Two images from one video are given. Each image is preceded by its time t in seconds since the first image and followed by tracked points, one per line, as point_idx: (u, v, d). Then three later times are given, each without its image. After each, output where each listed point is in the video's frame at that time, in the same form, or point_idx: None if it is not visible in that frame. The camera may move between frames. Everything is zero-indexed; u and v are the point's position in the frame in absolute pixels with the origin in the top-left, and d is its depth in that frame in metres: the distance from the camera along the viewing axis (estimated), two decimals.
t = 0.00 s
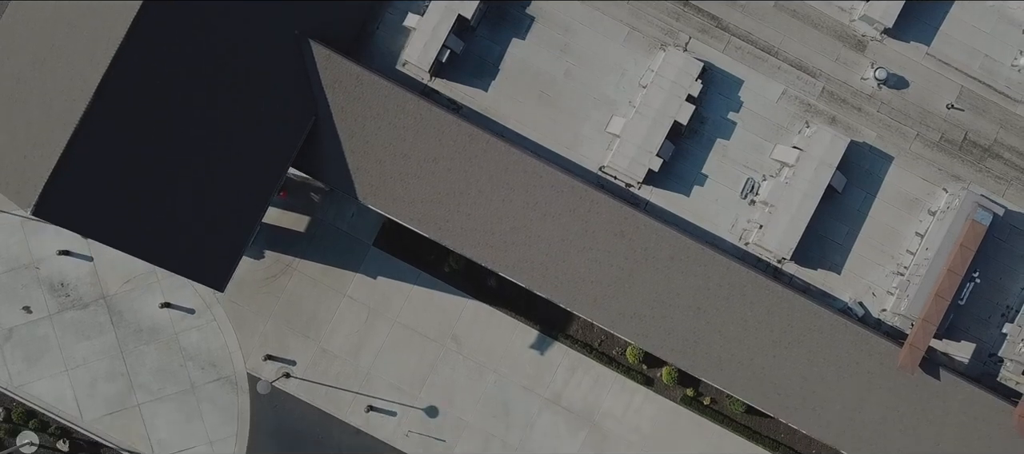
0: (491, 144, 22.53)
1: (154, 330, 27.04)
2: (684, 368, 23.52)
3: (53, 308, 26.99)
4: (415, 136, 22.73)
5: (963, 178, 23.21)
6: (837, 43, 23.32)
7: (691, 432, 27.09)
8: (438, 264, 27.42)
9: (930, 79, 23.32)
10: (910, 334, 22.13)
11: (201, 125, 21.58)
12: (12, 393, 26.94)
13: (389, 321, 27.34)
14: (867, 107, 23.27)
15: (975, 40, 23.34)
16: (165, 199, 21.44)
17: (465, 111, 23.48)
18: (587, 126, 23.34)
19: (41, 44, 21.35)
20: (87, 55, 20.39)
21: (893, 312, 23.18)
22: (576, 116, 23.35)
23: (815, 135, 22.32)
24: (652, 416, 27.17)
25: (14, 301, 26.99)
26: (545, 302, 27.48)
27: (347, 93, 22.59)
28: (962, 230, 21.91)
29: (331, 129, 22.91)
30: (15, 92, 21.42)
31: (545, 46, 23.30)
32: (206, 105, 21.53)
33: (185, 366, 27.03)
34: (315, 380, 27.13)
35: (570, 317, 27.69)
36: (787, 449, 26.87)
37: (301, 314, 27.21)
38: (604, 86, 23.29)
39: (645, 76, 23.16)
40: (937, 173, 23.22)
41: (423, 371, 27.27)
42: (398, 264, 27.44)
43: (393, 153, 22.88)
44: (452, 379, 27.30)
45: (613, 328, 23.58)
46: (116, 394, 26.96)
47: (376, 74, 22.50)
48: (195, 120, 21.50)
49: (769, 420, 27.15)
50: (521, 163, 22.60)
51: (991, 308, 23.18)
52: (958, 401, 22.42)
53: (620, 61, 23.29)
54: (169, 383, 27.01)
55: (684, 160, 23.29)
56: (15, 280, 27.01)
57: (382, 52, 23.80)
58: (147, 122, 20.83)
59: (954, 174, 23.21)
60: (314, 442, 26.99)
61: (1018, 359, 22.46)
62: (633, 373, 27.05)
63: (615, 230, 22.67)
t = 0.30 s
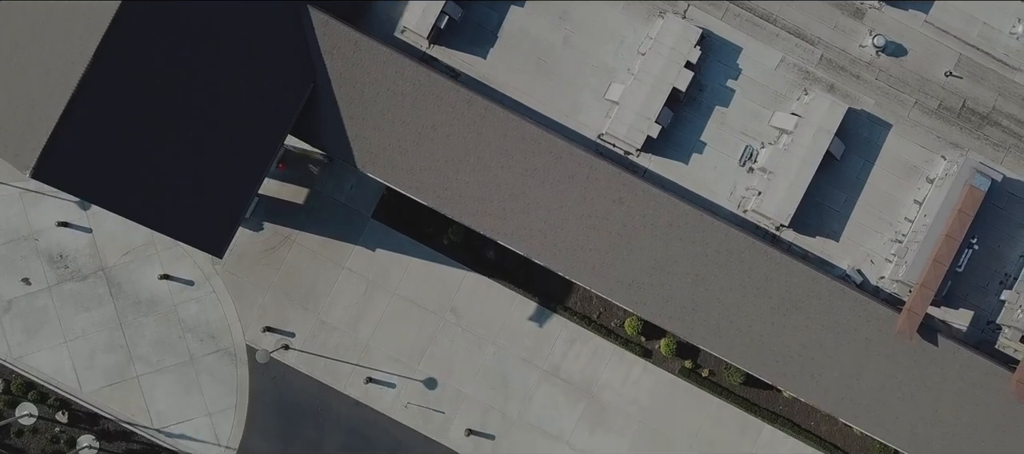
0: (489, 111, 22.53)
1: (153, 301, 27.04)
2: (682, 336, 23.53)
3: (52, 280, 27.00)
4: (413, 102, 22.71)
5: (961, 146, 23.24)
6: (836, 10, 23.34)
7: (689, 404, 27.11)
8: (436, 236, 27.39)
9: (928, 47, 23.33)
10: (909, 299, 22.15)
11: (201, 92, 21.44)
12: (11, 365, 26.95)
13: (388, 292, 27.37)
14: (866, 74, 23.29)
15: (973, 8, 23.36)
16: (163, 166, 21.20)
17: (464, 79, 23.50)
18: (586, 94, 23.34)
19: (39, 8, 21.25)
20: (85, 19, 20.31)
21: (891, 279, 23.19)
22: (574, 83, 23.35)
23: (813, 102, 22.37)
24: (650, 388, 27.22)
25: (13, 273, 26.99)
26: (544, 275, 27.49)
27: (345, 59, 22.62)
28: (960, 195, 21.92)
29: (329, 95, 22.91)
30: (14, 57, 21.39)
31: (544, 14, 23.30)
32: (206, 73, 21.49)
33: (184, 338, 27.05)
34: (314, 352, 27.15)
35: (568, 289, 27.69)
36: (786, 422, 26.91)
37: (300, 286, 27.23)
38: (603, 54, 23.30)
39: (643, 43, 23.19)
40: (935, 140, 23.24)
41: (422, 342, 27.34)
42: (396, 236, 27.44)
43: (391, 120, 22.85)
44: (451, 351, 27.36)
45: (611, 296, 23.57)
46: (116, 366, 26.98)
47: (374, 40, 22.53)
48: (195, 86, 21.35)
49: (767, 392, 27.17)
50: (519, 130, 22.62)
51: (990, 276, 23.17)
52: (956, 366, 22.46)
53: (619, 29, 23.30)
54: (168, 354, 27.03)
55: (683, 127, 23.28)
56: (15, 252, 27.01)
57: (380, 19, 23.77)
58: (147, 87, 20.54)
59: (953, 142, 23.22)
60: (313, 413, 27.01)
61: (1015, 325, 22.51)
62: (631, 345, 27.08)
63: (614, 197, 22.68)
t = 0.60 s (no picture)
0: (488, 81, 22.47)
1: (153, 276, 27.07)
2: (680, 308, 23.60)
3: (51, 255, 27.01)
4: (412, 73, 22.66)
5: (960, 118, 23.26)
6: None
7: (689, 379, 27.26)
8: (435, 212, 27.34)
9: (927, 18, 23.34)
10: (907, 269, 22.18)
11: (198, 88, 21.74)
12: (11, 340, 26.99)
13: (387, 268, 27.42)
14: (865, 46, 23.31)
15: None
16: (158, 153, 21.42)
17: (463, 51, 23.52)
18: (585, 66, 23.35)
19: None
20: None
21: (890, 251, 23.23)
22: (574, 55, 23.36)
23: (812, 73, 22.35)
24: (649, 363, 27.33)
25: (12, 248, 27.00)
26: (543, 250, 27.48)
27: (344, 30, 22.58)
28: (959, 165, 21.94)
29: (328, 66, 22.82)
30: (12, 25, 21.30)
31: None
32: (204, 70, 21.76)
33: (184, 313, 27.08)
34: (314, 328, 27.22)
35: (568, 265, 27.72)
36: (784, 397, 27.03)
37: (300, 261, 27.27)
38: (603, 26, 23.30)
39: (642, 15, 23.14)
40: (935, 112, 23.25)
41: (422, 317, 27.44)
42: (395, 211, 27.39)
43: (390, 92, 22.82)
44: (450, 327, 27.46)
45: (611, 269, 23.58)
46: (115, 341, 27.00)
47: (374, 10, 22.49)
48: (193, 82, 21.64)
49: (766, 367, 27.22)
50: (519, 101, 22.56)
51: (988, 247, 23.17)
52: (954, 337, 22.48)
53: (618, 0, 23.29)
54: (168, 329, 27.06)
55: (682, 99, 23.30)
56: (15, 227, 27.02)
57: None
58: (145, 79, 20.96)
59: (951, 114, 23.25)
60: (313, 388, 27.07)
61: (1014, 295, 22.62)
62: (630, 320, 27.16)
63: (613, 168, 22.66)
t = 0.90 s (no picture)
0: (487, 52, 22.49)
1: (152, 252, 27.07)
2: (679, 280, 23.63)
3: (51, 231, 27.05)
4: (411, 45, 22.63)
5: (958, 90, 23.27)
6: None
7: (687, 354, 27.28)
8: (434, 188, 27.34)
9: None
10: (906, 240, 22.19)
11: (198, 86, 21.69)
12: (10, 315, 27.02)
13: (387, 244, 27.42)
14: (864, 18, 23.31)
15: None
16: (148, 142, 21.43)
17: (462, 23, 23.55)
18: (584, 38, 23.33)
19: None
20: None
21: (888, 222, 23.27)
22: (573, 27, 23.35)
23: (811, 43, 22.32)
24: (648, 339, 27.36)
25: (12, 224, 27.04)
26: (542, 226, 27.45)
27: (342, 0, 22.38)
28: (958, 135, 21.96)
29: (326, 36, 22.60)
30: None
31: None
32: (204, 69, 21.71)
33: (183, 288, 27.09)
34: (313, 303, 27.26)
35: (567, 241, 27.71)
36: (783, 372, 27.02)
37: (299, 236, 27.26)
38: None
39: None
40: (933, 84, 23.25)
41: (421, 293, 27.48)
42: (394, 187, 27.35)
43: (389, 63, 22.76)
44: (449, 303, 27.50)
45: (610, 240, 23.58)
46: (115, 316, 27.01)
47: None
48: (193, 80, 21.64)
49: (765, 343, 27.20)
50: (519, 71, 22.58)
51: (987, 219, 23.18)
52: (952, 307, 22.49)
53: None
54: (167, 305, 27.06)
55: (681, 71, 23.31)
56: (14, 203, 27.06)
57: None
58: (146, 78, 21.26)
59: (950, 86, 23.25)
60: (312, 364, 27.19)
61: (1012, 266, 22.64)
62: (629, 296, 27.19)
63: (612, 139, 22.69)
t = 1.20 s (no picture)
0: (486, 23, 22.48)
1: (152, 228, 27.09)
2: (678, 252, 23.66)
3: (50, 207, 27.07)
4: (411, 16, 22.62)
5: (956, 61, 23.30)
6: None
7: (686, 330, 27.31)
8: (433, 164, 27.33)
9: None
10: (904, 209, 22.18)
11: (198, 85, 21.80)
12: (9, 290, 27.05)
13: (386, 220, 27.40)
14: None
15: None
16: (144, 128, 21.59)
17: None
18: (583, 9, 23.33)
19: None
20: None
21: (887, 194, 23.29)
22: None
23: (809, 15, 22.30)
24: (646, 315, 27.39)
25: (11, 199, 27.06)
26: (540, 202, 27.45)
27: None
28: (956, 105, 21.97)
29: (325, 7, 22.59)
30: None
31: None
32: (204, 69, 21.82)
33: (183, 264, 27.11)
34: (312, 279, 27.29)
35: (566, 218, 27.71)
36: (782, 348, 27.04)
37: (298, 212, 27.26)
38: None
39: None
40: (931, 56, 23.26)
41: (420, 269, 27.49)
42: (394, 163, 27.34)
43: (388, 34, 22.72)
44: (448, 279, 27.51)
45: (609, 213, 23.60)
46: (114, 292, 27.04)
47: None
48: (191, 79, 21.74)
49: (763, 319, 27.21)
50: (518, 42, 22.56)
51: (985, 191, 23.20)
52: (951, 277, 22.48)
53: None
54: (166, 280, 27.08)
55: (680, 42, 23.33)
56: (14, 178, 27.08)
57: None
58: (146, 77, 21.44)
59: (948, 58, 23.28)
60: (311, 339, 27.27)
61: (1010, 237, 22.68)
62: (628, 272, 27.22)
63: (609, 110, 22.70)
